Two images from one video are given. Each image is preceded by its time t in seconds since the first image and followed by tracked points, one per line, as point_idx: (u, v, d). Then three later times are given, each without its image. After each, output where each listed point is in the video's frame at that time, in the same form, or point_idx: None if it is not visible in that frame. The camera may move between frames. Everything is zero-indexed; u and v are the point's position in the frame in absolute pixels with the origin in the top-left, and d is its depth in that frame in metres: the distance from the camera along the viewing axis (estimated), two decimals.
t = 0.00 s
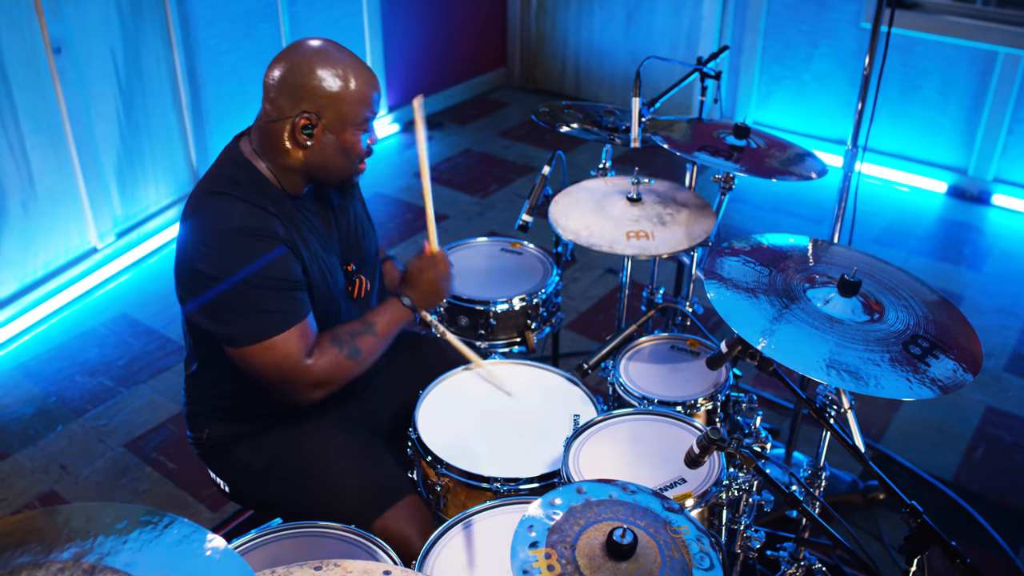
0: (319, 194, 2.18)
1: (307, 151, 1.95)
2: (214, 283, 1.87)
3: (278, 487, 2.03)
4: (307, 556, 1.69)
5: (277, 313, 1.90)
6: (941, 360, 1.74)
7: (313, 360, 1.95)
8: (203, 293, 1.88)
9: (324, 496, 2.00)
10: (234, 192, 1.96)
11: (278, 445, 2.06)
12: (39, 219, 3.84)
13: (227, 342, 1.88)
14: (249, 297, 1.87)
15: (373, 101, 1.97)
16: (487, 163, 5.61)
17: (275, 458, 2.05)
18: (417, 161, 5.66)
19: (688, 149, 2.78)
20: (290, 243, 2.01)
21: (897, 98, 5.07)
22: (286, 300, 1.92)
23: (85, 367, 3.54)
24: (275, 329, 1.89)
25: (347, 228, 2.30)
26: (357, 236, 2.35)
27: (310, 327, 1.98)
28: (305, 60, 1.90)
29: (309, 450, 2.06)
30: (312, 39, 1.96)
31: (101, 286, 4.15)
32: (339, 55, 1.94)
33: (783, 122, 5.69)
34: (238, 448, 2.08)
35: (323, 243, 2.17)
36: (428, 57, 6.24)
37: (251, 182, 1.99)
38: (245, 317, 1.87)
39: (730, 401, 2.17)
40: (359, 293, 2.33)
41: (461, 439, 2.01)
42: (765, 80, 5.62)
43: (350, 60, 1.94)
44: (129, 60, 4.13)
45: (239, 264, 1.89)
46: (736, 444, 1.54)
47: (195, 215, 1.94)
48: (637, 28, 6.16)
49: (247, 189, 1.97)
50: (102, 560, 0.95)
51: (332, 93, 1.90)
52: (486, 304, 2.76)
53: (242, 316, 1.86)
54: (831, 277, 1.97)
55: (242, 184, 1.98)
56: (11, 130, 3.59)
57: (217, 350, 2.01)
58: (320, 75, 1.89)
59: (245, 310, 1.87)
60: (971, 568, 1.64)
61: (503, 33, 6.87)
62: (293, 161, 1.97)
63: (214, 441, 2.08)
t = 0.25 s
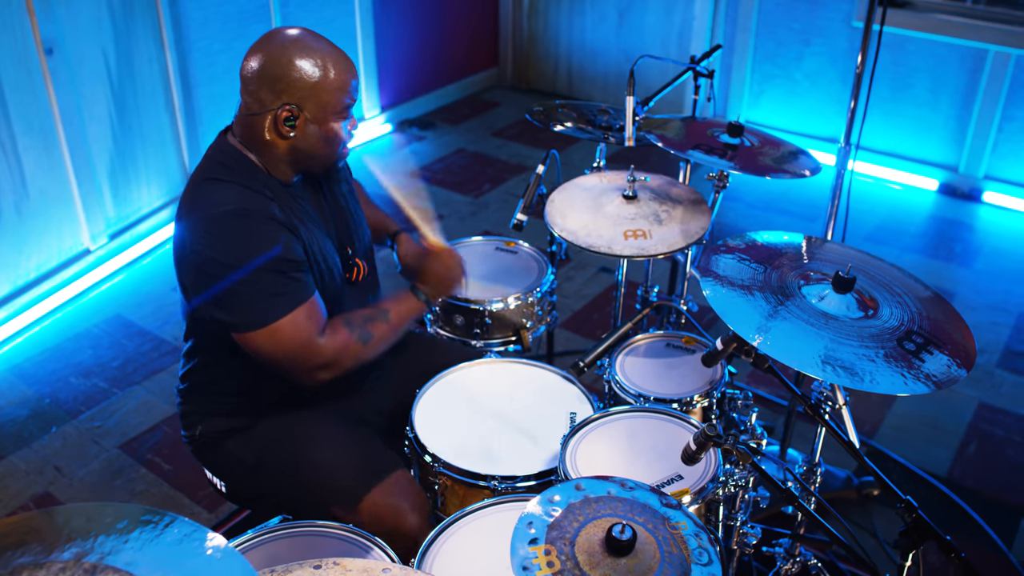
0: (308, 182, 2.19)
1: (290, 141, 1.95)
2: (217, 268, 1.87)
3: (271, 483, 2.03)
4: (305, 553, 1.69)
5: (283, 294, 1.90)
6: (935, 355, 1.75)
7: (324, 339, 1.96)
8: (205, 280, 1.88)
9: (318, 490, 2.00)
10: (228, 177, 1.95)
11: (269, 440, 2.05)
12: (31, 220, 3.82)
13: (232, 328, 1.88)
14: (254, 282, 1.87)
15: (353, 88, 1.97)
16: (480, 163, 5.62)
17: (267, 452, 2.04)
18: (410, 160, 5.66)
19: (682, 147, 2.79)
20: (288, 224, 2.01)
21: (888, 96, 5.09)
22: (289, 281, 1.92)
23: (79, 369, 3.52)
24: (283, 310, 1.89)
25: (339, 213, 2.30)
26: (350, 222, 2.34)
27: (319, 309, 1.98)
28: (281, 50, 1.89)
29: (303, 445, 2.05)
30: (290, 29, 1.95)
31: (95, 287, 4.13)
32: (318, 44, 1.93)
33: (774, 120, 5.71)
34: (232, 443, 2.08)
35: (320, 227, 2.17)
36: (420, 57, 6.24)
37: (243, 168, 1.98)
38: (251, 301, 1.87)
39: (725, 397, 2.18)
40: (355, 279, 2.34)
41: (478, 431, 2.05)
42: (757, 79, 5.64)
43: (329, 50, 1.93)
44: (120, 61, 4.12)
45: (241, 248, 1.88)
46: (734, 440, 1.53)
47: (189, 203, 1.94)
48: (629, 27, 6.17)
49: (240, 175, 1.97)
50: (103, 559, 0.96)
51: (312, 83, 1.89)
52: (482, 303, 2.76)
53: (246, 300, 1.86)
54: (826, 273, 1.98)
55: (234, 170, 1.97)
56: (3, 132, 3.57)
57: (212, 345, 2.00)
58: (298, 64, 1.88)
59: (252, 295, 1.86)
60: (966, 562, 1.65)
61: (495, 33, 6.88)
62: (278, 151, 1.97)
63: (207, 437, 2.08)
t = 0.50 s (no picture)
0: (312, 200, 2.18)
1: (294, 161, 1.95)
2: (205, 289, 1.87)
3: (271, 485, 2.03)
4: (302, 554, 1.69)
5: (271, 319, 1.90)
6: (929, 352, 1.76)
7: (312, 359, 1.96)
8: (195, 299, 1.89)
9: (316, 493, 2.00)
10: (225, 199, 1.95)
11: (273, 441, 2.06)
12: (23, 222, 3.81)
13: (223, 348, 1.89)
14: (243, 304, 1.87)
15: (361, 111, 1.97)
16: (473, 163, 5.62)
17: (268, 455, 2.05)
18: (403, 161, 5.66)
19: (676, 146, 2.80)
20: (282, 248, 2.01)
21: (879, 95, 5.12)
22: (280, 305, 1.92)
23: (72, 371, 3.51)
24: (271, 334, 1.90)
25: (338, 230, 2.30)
26: (349, 235, 2.34)
27: (308, 328, 1.99)
28: (293, 70, 1.88)
29: (303, 449, 2.05)
30: (302, 47, 1.94)
31: (88, 289, 4.12)
32: (329, 64, 1.93)
33: (766, 119, 5.73)
34: (233, 445, 2.08)
35: (317, 247, 2.17)
36: (412, 57, 6.23)
37: (241, 188, 1.98)
38: (238, 323, 1.87)
39: (720, 395, 2.19)
40: (351, 294, 2.38)
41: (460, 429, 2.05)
42: (748, 78, 5.66)
43: (341, 71, 1.93)
44: (113, 62, 4.10)
45: (231, 271, 1.88)
46: (729, 437, 1.52)
47: (184, 222, 1.94)
48: (620, 27, 6.18)
49: (237, 194, 1.97)
50: (103, 560, 0.96)
51: (320, 103, 1.89)
52: (477, 303, 2.76)
53: (236, 322, 1.87)
54: (820, 271, 2.00)
55: (232, 191, 1.97)
56: None
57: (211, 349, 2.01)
58: (309, 85, 1.88)
59: (240, 318, 1.87)
60: (960, 557, 1.66)
61: (487, 33, 6.88)
62: (282, 171, 1.97)
63: (209, 440, 2.09)
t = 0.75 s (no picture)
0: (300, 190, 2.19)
1: (281, 147, 1.95)
2: (209, 278, 1.87)
3: (271, 487, 2.04)
4: (300, 554, 1.69)
5: (274, 303, 1.90)
6: (922, 349, 1.77)
7: (313, 344, 1.97)
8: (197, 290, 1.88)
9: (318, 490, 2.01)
10: (221, 189, 1.95)
11: (268, 444, 2.06)
12: (16, 224, 3.79)
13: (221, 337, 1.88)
14: (245, 292, 1.87)
15: (344, 93, 1.98)
16: (466, 163, 5.62)
17: (266, 455, 2.05)
18: (396, 161, 5.66)
19: (670, 145, 2.81)
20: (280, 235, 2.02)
21: (870, 94, 5.15)
22: (281, 290, 1.92)
23: (66, 373, 3.50)
24: (273, 320, 1.89)
25: (328, 220, 2.31)
26: (339, 227, 2.35)
27: (308, 316, 1.98)
28: (273, 56, 1.89)
29: (299, 447, 2.06)
30: (280, 34, 1.95)
31: (81, 291, 4.11)
32: (308, 49, 1.93)
33: (758, 119, 5.75)
34: (229, 448, 2.08)
35: (310, 236, 2.17)
36: (404, 57, 6.23)
37: (235, 179, 1.98)
38: (240, 310, 1.87)
39: (716, 393, 2.20)
40: (347, 285, 2.37)
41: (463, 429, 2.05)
42: (740, 77, 5.68)
43: (320, 55, 1.93)
44: (105, 63, 4.09)
45: (232, 260, 1.88)
46: (725, 434, 1.54)
47: (181, 215, 1.93)
48: (612, 27, 6.20)
49: (231, 186, 1.97)
50: (104, 560, 0.96)
51: (303, 88, 1.89)
52: (472, 302, 2.77)
53: (235, 310, 1.86)
54: (814, 269, 2.01)
55: (226, 182, 1.97)
56: None
57: (205, 350, 2.00)
58: (290, 71, 1.89)
59: (242, 306, 1.87)
60: (954, 552, 1.68)
61: (479, 33, 6.88)
62: (270, 158, 1.97)
63: (204, 444, 2.09)
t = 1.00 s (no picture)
0: (299, 193, 2.19)
1: (284, 155, 1.95)
2: (208, 279, 1.87)
3: (271, 489, 2.04)
4: (298, 554, 1.69)
5: (273, 305, 1.90)
6: (916, 345, 1.79)
7: (311, 353, 1.97)
8: (195, 290, 1.88)
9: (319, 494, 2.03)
10: (220, 190, 1.95)
11: (274, 448, 2.07)
12: (8, 226, 3.78)
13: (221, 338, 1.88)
14: (245, 293, 1.87)
15: (349, 104, 1.98)
16: (459, 163, 5.62)
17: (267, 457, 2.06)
18: (389, 161, 5.66)
19: (664, 144, 2.82)
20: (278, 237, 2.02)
21: (861, 92, 5.17)
22: (280, 292, 1.92)
23: (60, 375, 3.49)
24: (272, 321, 1.89)
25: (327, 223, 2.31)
26: (337, 231, 2.35)
27: (307, 319, 1.98)
28: (280, 62, 1.89)
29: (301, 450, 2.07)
30: (287, 41, 1.95)
31: (75, 292, 4.09)
32: (315, 58, 1.93)
33: (750, 117, 5.77)
34: (229, 448, 2.08)
35: (308, 239, 2.18)
36: (397, 57, 6.23)
37: (235, 181, 1.98)
38: (240, 311, 1.87)
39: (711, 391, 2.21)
40: (343, 287, 2.40)
41: (462, 432, 2.04)
42: (732, 76, 5.70)
43: (327, 64, 1.93)
44: (97, 64, 4.08)
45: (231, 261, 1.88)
46: (722, 431, 1.55)
47: (180, 216, 1.93)
48: (604, 27, 6.21)
49: (231, 187, 1.97)
50: (104, 559, 0.96)
51: (308, 97, 1.89)
52: (468, 301, 2.77)
53: (235, 311, 1.86)
54: (808, 266, 2.02)
55: (226, 183, 1.97)
56: None
57: (204, 349, 2.00)
58: (296, 78, 1.88)
59: (241, 307, 1.87)
60: (948, 547, 1.69)
61: (471, 33, 6.88)
62: (272, 164, 1.97)
63: (204, 443, 2.09)
